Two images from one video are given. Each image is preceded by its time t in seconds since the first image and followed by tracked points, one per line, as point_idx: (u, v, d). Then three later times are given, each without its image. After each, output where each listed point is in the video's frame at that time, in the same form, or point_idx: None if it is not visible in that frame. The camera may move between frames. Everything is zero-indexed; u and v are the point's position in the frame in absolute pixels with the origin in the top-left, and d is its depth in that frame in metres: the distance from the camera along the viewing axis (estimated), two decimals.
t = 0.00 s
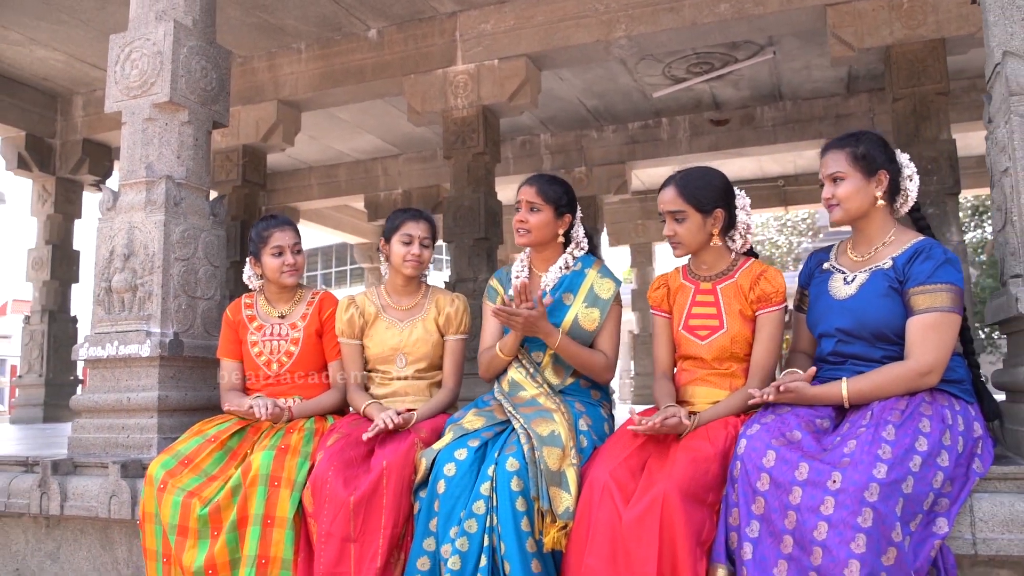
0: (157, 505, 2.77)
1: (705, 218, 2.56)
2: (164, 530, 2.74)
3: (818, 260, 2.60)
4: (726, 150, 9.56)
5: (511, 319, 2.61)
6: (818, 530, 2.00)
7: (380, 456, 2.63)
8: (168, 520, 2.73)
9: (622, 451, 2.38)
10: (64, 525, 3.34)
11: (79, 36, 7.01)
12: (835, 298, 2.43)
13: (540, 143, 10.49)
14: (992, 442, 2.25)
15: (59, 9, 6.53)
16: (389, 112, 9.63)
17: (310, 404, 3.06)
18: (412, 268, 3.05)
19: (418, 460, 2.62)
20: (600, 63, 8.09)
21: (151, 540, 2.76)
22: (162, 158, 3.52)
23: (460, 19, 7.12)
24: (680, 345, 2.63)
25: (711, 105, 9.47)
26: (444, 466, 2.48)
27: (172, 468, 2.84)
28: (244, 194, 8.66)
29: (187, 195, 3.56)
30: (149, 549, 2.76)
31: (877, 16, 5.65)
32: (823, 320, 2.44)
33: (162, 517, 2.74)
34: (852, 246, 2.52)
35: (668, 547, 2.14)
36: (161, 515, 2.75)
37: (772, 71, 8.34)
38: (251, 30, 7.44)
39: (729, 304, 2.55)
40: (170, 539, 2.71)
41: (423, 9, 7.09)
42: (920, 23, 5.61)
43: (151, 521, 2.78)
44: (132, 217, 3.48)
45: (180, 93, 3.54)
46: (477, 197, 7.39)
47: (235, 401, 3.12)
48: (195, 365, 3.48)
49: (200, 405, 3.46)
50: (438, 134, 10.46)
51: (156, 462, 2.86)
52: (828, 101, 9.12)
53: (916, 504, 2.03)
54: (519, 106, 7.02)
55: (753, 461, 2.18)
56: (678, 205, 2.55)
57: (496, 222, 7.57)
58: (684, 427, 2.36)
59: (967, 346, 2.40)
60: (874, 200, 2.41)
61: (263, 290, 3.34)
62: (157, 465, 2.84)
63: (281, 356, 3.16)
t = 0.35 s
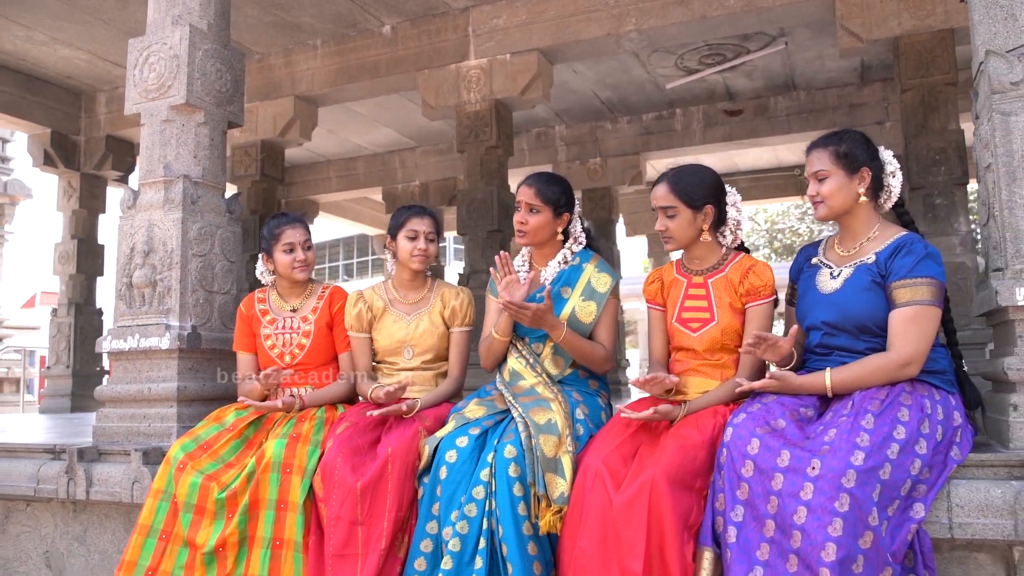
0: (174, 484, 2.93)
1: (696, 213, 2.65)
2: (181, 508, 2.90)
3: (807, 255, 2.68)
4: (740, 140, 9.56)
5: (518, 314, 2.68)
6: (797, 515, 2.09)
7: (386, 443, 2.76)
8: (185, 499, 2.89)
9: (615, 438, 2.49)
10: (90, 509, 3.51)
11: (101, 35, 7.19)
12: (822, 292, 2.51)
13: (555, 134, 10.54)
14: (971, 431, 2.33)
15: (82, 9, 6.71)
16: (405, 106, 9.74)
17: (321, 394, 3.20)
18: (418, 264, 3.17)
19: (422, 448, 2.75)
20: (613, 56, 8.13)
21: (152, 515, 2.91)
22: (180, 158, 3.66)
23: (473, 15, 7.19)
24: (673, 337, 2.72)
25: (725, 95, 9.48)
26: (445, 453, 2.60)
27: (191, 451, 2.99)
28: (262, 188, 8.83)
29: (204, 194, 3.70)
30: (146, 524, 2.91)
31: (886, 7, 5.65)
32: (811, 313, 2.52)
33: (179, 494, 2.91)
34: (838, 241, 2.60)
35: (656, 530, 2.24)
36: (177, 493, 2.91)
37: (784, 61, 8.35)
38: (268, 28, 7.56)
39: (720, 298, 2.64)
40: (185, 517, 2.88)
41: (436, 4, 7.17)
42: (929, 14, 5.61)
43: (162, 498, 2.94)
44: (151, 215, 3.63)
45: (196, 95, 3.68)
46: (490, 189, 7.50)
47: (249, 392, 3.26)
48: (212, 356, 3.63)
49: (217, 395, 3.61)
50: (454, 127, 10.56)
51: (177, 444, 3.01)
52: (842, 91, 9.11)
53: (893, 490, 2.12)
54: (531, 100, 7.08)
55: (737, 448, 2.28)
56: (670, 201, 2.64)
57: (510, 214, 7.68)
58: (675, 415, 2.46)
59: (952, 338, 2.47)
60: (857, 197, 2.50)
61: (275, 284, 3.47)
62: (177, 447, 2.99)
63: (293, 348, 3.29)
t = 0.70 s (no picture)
0: (198, 474, 3.08)
1: (695, 210, 2.72)
2: (205, 497, 3.05)
3: (805, 249, 2.73)
4: (766, 131, 9.48)
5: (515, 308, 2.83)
6: (784, 501, 2.17)
7: (397, 431, 2.88)
8: (209, 488, 3.04)
9: (613, 427, 2.58)
10: (123, 494, 3.70)
11: (135, 35, 7.41)
12: (817, 285, 2.57)
13: (582, 126, 10.50)
14: (962, 422, 2.38)
15: (116, 12, 6.92)
16: (432, 100, 9.83)
17: (338, 384, 3.34)
18: (429, 259, 3.28)
19: (432, 436, 2.86)
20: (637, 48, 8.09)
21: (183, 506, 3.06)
22: (205, 158, 3.81)
23: (495, 10, 7.24)
24: (675, 329, 2.80)
25: (751, 86, 9.41)
26: (452, 441, 2.71)
27: (213, 441, 3.14)
28: (292, 182, 9.03)
29: (228, 191, 3.85)
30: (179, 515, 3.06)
31: None
32: (806, 305, 2.58)
33: (204, 485, 3.05)
34: (835, 236, 2.66)
35: (651, 515, 2.33)
36: (202, 483, 3.06)
37: (810, 51, 8.29)
38: (295, 26, 7.69)
39: (718, 292, 2.71)
40: (209, 505, 3.03)
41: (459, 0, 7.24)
42: (951, 3, 5.55)
43: (190, 489, 3.08)
44: (179, 213, 3.79)
45: (220, 97, 3.83)
46: (513, 183, 7.57)
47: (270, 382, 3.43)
48: (237, 348, 3.79)
49: (242, 385, 3.78)
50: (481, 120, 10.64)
51: (199, 436, 3.17)
52: (870, 80, 9.01)
53: (879, 479, 2.18)
54: (553, 94, 7.11)
55: (730, 437, 2.35)
56: (670, 198, 2.71)
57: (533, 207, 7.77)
58: (672, 404, 2.54)
59: (946, 330, 2.53)
60: (850, 193, 2.56)
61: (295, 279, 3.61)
62: (200, 439, 3.15)
63: (312, 340, 3.44)
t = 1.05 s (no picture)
0: (220, 461, 3.24)
1: (693, 207, 2.78)
2: (227, 482, 3.20)
3: (800, 242, 2.79)
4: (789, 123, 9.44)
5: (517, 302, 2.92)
6: (771, 487, 2.24)
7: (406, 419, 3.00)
8: (230, 474, 3.19)
9: (610, 416, 2.67)
10: (151, 480, 3.87)
11: (165, 37, 7.61)
12: (810, 278, 2.63)
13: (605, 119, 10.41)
14: (950, 411, 2.44)
15: (145, 14, 7.12)
16: (455, 96, 9.92)
17: (352, 374, 3.47)
18: (439, 255, 3.39)
19: (439, 424, 2.98)
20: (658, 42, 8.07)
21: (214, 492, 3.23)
22: (226, 158, 3.97)
23: (515, 6, 7.30)
24: (673, 322, 2.87)
25: (774, 77, 9.36)
26: (457, 429, 2.82)
27: (233, 429, 3.29)
28: (317, 179, 9.21)
29: (248, 190, 3.99)
30: (214, 500, 3.23)
31: None
32: (800, 297, 2.64)
33: (225, 471, 3.21)
34: (827, 229, 2.72)
35: (644, 500, 2.41)
36: (224, 469, 3.21)
37: (832, 42, 8.24)
38: (318, 25, 7.83)
39: (715, 284, 2.77)
40: (231, 489, 3.18)
41: None
42: None
43: (216, 476, 3.25)
44: (201, 211, 3.95)
45: (240, 98, 3.97)
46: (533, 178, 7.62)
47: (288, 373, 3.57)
48: (258, 340, 3.94)
49: (262, 376, 3.93)
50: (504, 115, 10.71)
51: (220, 424, 3.32)
52: (895, 70, 8.92)
53: (864, 466, 2.25)
54: (572, 89, 7.15)
55: (721, 426, 2.42)
56: (667, 197, 2.78)
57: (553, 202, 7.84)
58: (668, 394, 2.61)
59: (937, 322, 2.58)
60: (841, 187, 2.61)
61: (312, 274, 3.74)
62: (221, 427, 3.30)
63: (328, 333, 3.57)
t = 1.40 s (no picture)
0: (217, 448, 3.35)
1: (673, 205, 2.86)
2: (222, 469, 3.30)
3: (779, 239, 2.86)
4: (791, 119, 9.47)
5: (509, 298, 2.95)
6: (742, 477, 2.32)
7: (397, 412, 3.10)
8: (226, 461, 3.30)
9: (592, 408, 2.75)
10: (154, 472, 3.99)
11: (170, 37, 7.72)
12: (787, 273, 2.70)
13: (608, 116, 10.46)
14: (919, 405, 2.53)
15: (151, 15, 7.23)
16: (459, 94, 9.99)
17: (349, 368, 3.57)
18: (431, 252, 3.47)
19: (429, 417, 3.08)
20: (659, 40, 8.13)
21: (199, 475, 3.33)
22: (226, 158, 4.06)
23: (515, 5, 7.37)
24: (655, 317, 2.94)
25: (776, 74, 9.38)
26: (446, 421, 2.92)
27: (232, 419, 3.40)
28: (322, 177, 9.32)
29: (248, 189, 4.09)
30: (201, 485, 3.32)
31: None
32: (777, 292, 2.72)
33: (222, 458, 3.31)
34: (805, 228, 2.78)
35: (622, 490, 2.49)
36: (220, 456, 3.32)
37: (833, 38, 8.27)
38: (322, 25, 7.92)
39: (696, 281, 2.85)
40: (226, 477, 3.28)
41: None
42: None
43: (208, 461, 3.35)
44: (202, 210, 4.05)
45: (240, 100, 4.07)
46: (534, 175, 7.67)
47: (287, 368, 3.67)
48: (257, 336, 4.05)
49: (262, 370, 4.04)
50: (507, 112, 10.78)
51: (220, 414, 3.42)
52: (896, 66, 8.94)
53: (833, 457, 2.33)
54: (572, 87, 7.20)
55: (696, 418, 2.50)
56: (649, 192, 2.86)
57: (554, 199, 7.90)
58: (648, 387, 2.69)
59: (911, 319, 2.66)
60: (821, 183, 2.68)
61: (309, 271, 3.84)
62: (221, 416, 3.41)
63: (324, 328, 3.66)
